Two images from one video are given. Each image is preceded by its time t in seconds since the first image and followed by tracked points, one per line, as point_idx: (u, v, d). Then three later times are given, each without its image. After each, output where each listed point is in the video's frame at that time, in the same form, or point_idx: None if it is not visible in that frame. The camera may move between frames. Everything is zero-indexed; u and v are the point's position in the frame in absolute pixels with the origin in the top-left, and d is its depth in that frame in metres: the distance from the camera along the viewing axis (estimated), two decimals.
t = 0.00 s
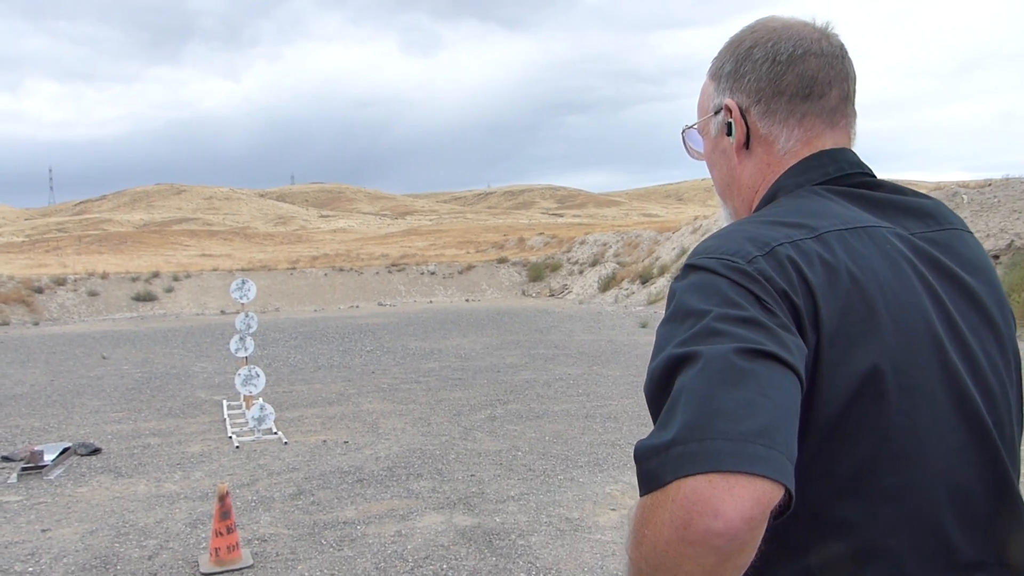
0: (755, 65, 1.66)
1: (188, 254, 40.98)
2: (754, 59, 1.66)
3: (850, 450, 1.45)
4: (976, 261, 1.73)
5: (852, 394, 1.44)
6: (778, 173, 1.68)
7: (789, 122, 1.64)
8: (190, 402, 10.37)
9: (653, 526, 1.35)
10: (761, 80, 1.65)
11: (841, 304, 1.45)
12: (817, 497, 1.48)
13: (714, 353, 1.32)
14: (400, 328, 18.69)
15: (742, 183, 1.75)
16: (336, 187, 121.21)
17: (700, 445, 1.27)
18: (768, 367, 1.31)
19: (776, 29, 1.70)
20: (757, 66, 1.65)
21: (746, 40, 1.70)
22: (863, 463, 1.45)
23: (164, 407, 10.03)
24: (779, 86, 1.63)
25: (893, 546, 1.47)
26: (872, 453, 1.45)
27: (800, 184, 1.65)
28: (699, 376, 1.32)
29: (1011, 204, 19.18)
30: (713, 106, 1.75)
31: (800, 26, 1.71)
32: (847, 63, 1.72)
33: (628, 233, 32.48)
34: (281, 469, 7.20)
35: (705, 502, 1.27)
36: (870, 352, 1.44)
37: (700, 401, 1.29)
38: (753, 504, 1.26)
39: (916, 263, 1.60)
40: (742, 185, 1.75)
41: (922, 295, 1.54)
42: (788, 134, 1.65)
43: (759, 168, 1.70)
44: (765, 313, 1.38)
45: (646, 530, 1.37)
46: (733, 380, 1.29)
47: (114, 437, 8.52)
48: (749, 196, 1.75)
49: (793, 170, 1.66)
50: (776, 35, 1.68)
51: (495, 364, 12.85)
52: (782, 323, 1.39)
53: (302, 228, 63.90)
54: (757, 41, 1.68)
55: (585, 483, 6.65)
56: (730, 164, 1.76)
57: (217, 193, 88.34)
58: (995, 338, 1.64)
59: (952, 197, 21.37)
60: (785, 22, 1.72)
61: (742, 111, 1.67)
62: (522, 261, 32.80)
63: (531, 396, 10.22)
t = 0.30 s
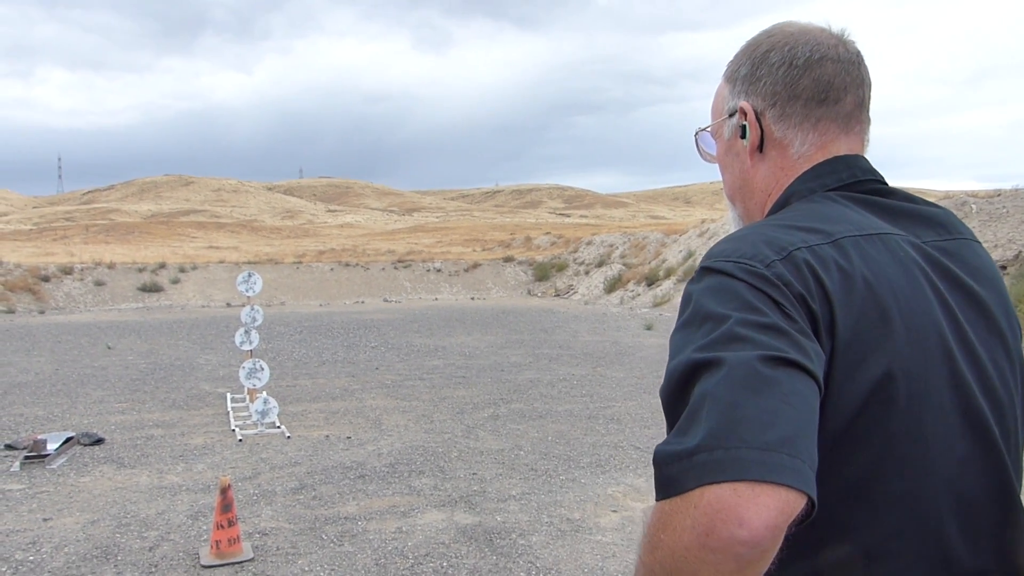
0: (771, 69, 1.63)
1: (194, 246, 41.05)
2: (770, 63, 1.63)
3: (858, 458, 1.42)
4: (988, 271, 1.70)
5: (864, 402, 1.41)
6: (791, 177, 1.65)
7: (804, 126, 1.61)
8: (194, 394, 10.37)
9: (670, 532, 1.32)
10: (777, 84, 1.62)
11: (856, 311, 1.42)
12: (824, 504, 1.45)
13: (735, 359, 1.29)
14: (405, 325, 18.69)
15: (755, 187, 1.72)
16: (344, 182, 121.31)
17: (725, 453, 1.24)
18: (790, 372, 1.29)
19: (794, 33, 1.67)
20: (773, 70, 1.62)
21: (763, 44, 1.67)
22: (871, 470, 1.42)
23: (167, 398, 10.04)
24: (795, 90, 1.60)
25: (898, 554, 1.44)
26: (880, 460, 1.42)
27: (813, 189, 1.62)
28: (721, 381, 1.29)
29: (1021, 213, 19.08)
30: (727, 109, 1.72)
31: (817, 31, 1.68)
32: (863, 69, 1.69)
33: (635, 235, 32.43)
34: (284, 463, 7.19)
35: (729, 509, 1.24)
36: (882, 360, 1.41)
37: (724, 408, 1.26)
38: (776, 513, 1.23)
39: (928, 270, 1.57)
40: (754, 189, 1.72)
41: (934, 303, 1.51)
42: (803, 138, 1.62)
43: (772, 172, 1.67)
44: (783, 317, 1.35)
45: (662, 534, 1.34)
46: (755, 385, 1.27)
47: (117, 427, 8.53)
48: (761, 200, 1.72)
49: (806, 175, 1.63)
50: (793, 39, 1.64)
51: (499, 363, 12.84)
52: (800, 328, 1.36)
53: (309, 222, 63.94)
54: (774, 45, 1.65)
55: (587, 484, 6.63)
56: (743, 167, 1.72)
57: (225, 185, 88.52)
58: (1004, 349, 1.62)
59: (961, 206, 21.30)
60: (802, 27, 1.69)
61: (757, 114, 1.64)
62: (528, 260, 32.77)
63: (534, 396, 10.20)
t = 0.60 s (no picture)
0: (770, 74, 1.60)
1: (197, 245, 41.06)
2: (770, 68, 1.60)
3: (846, 453, 1.39)
4: (983, 272, 1.66)
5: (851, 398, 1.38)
6: (789, 180, 1.62)
7: (802, 130, 1.58)
8: (195, 392, 10.35)
9: (652, 520, 1.31)
10: (776, 88, 1.59)
11: (845, 307, 1.39)
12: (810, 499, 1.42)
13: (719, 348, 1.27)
14: (406, 324, 18.67)
15: (753, 188, 1.69)
16: (347, 182, 121.38)
17: (705, 436, 1.22)
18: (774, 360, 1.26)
19: (794, 38, 1.64)
20: (772, 75, 1.59)
21: (763, 48, 1.64)
22: (858, 464, 1.39)
23: (168, 397, 10.02)
24: (793, 94, 1.57)
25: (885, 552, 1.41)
26: (869, 456, 1.39)
27: (808, 191, 1.59)
28: (705, 368, 1.27)
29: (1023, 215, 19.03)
30: (727, 112, 1.70)
31: (817, 36, 1.65)
32: (862, 74, 1.66)
33: (637, 236, 32.38)
34: (284, 462, 7.17)
35: (705, 491, 1.22)
36: (870, 357, 1.38)
37: (707, 394, 1.24)
38: (754, 492, 1.21)
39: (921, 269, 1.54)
40: (752, 190, 1.69)
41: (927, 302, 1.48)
42: (801, 142, 1.59)
43: (771, 174, 1.64)
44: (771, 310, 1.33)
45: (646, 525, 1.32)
46: (738, 373, 1.24)
47: (118, 425, 8.51)
48: (758, 202, 1.69)
49: (802, 178, 1.60)
50: (793, 44, 1.61)
51: (500, 363, 12.81)
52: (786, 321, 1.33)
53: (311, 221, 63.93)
54: (774, 49, 1.62)
55: (589, 484, 6.60)
56: (742, 169, 1.69)
57: (228, 184, 88.60)
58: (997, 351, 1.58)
59: (964, 208, 21.26)
60: (803, 31, 1.65)
61: (757, 117, 1.61)
62: (530, 261, 32.73)
63: (536, 396, 10.17)
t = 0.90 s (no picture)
0: (763, 74, 1.60)
1: (196, 243, 41.04)
2: (762, 68, 1.60)
3: (845, 456, 1.39)
4: (979, 269, 1.66)
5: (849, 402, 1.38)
6: (784, 179, 1.62)
7: (796, 130, 1.58)
8: (194, 391, 10.35)
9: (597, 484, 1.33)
10: (769, 88, 1.59)
11: (844, 309, 1.39)
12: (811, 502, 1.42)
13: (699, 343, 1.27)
14: (406, 323, 18.66)
15: (749, 189, 1.68)
16: (347, 180, 121.38)
17: (663, 428, 1.22)
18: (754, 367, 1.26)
19: (786, 38, 1.64)
20: (765, 74, 1.59)
21: (756, 49, 1.64)
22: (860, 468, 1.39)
23: (168, 396, 10.02)
24: (787, 94, 1.57)
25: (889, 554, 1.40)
26: (869, 459, 1.39)
27: (803, 191, 1.59)
28: (680, 363, 1.26)
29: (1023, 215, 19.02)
30: (722, 113, 1.69)
31: (809, 36, 1.64)
32: (854, 73, 1.66)
33: (638, 235, 32.37)
34: (284, 461, 7.18)
35: (652, 473, 1.24)
36: (871, 358, 1.38)
37: (675, 391, 1.23)
38: (700, 482, 1.22)
39: (919, 270, 1.53)
40: (748, 191, 1.69)
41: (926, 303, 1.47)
42: (795, 141, 1.59)
43: (766, 174, 1.64)
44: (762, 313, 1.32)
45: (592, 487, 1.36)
46: (715, 374, 1.24)
47: (117, 424, 8.51)
48: (755, 202, 1.69)
49: (798, 178, 1.60)
50: (786, 44, 1.61)
51: (500, 362, 12.81)
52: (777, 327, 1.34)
53: (311, 219, 63.88)
54: (767, 50, 1.62)
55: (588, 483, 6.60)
56: (737, 170, 1.69)
57: (228, 182, 88.56)
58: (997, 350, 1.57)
59: (963, 207, 21.26)
60: (795, 31, 1.65)
61: (750, 118, 1.61)
62: (530, 260, 32.72)
63: (535, 395, 10.17)
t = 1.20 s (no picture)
0: (763, 62, 1.61)
1: (198, 243, 41.12)
2: (763, 56, 1.61)
3: (845, 456, 1.37)
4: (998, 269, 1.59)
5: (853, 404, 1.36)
6: (786, 170, 1.62)
7: (798, 120, 1.59)
8: (197, 389, 10.39)
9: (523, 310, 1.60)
10: (770, 77, 1.59)
11: (852, 311, 1.36)
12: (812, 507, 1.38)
13: (571, 359, 1.39)
14: (408, 321, 18.71)
15: (749, 181, 1.69)
16: (348, 179, 121.44)
17: (506, 367, 1.50)
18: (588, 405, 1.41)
19: (786, 25, 1.64)
20: (766, 63, 1.60)
21: (755, 36, 1.65)
22: (867, 471, 1.36)
23: (171, 394, 10.05)
24: (788, 83, 1.58)
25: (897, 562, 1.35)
26: (874, 463, 1.36)
27: (807, 188, 1.58)
28: (541, 359, 1.43)
29: None
30: (720, 102, 1.70)
31: (810, 23, 1.64)
32: (857, 60, 1.65)
33: (639, 232, 32.39)
34: (286, 459, 7.20)
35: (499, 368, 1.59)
36: (879, 362, 1.35)
37: (536, 367, 1.43)
38: (498, 406, 1.58)
39: (940, 266, 1.47)
40: (748, 182, 1.69)
41: (945, 301, 1.43)
42: (797, 132, 1.59)
43: (767, 165, 1.64)
44: (735, 323, 1.34)
45: (532, 299, 1.61)
46: (555, 387, 1.42)
47: (121, 423, 8.55)
48: (757, 195, 1.69)
49: (802, 172, 1.60)
50: (786, 31, 1.62)
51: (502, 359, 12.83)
52: (710, 356, 1.36)
53: (312, 218, 63.94)
54: (766, 37, 1.63)
55: (590, 480, 6.62)
56: (736, 161, 1.70)
57: (229, 181, 88.67)
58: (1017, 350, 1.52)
59: (965, 203, 21.25)
60: (795, 18, 1.66)
61: (750, 108, 1.62)
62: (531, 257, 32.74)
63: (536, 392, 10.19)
